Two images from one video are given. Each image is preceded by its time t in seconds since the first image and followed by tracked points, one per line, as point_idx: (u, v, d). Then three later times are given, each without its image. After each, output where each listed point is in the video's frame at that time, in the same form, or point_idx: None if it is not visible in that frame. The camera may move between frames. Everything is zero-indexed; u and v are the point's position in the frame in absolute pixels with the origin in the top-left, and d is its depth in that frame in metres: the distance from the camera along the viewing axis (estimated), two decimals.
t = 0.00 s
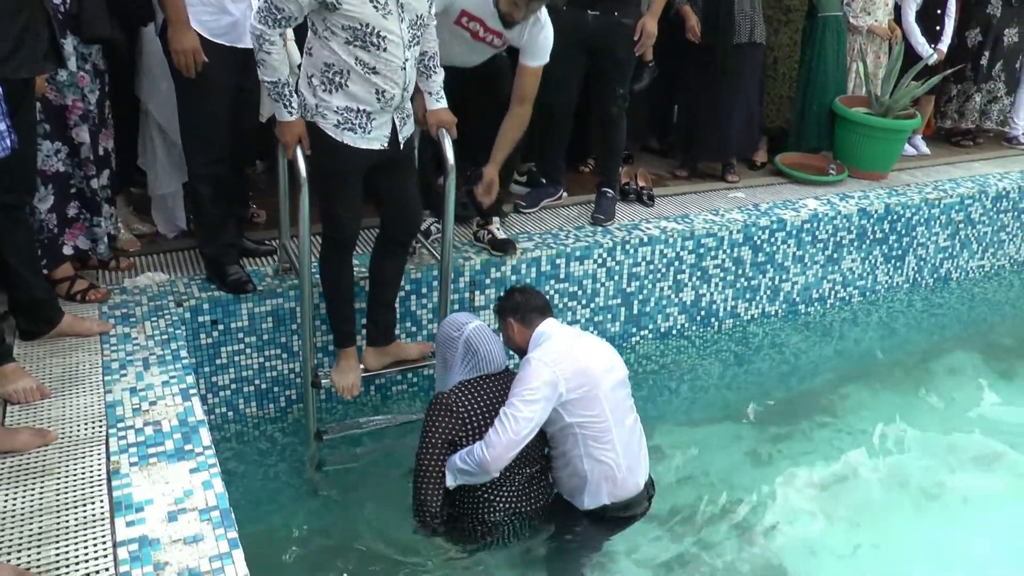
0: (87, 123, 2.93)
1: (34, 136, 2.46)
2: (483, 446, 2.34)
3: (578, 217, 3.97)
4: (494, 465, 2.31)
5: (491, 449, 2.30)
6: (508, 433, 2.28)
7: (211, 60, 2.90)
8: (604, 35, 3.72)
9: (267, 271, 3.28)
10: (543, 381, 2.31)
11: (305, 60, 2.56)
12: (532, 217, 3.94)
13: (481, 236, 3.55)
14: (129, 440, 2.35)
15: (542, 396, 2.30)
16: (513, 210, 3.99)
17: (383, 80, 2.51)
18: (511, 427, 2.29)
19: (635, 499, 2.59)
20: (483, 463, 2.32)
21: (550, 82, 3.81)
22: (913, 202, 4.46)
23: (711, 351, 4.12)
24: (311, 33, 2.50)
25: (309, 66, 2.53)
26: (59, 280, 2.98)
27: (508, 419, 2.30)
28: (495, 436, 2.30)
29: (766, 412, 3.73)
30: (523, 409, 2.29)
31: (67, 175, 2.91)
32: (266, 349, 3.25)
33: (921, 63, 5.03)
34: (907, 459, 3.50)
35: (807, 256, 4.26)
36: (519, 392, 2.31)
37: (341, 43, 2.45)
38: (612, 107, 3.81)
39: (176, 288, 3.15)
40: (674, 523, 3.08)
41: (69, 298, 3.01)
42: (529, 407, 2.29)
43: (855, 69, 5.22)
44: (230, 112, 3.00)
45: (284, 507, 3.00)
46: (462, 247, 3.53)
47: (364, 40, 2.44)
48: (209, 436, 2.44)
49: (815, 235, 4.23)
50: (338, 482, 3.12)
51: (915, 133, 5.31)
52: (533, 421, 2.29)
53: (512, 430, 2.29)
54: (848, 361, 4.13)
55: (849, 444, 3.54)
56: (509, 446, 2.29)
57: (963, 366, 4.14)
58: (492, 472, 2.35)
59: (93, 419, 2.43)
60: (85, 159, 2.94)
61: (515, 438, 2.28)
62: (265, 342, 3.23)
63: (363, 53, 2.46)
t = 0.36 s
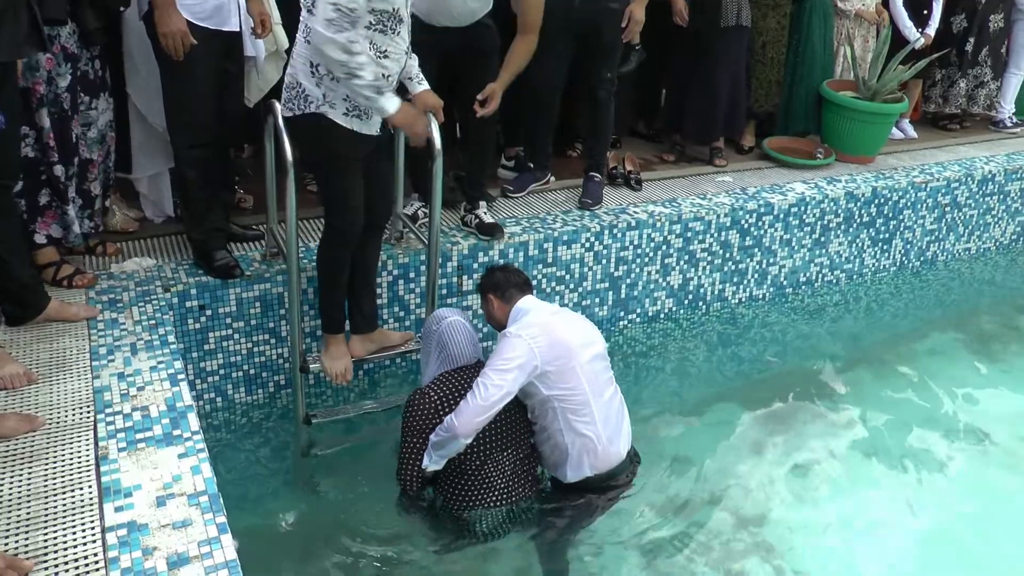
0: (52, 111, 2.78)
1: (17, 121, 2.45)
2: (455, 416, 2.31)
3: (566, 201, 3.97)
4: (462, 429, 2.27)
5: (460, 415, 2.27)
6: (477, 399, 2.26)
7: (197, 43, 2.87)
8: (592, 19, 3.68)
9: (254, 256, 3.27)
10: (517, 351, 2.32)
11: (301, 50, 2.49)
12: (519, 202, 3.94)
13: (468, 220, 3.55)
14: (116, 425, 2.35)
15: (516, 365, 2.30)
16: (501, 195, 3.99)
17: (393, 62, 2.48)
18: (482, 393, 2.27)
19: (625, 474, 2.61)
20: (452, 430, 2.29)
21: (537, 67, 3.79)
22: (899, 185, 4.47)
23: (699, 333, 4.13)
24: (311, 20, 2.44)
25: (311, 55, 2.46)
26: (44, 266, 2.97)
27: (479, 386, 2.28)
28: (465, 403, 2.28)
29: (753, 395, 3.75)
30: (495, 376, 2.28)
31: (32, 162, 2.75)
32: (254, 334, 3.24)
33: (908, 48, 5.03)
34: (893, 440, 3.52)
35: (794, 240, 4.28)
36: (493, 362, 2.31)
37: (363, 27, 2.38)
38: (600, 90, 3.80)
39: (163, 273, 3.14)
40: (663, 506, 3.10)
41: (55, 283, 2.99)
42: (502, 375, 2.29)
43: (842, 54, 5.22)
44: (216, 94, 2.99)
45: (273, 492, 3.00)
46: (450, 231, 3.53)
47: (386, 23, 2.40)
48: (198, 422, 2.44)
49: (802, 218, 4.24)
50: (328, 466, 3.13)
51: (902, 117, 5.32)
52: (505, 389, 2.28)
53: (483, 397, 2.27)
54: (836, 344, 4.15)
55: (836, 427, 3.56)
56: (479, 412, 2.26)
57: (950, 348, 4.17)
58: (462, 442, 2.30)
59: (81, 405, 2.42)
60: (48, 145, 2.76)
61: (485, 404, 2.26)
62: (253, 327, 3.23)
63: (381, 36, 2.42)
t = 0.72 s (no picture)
0: (33, 107, 2.76)
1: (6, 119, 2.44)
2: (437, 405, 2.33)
3: (558, 196, 3.98)
4: (443, 419, 2.28)
5: (440, 405, 2.28)
6: (458, 388, 2.27)
7: (187, 40, 2.87)
8: (582, 13, 3.69)
9: (247, 253, 3.27)
10: (502, 342, 2.33)
11: (333, 54, 2.46)
12: (511, 198, 3.95)
13: (460, 216, 3.55)
14: (110, 422, 2.35)
15: (500, 356, 2.31)
16: (493, 190, 3.99)
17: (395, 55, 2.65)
18: (463, 382, 2.28)
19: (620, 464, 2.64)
20: (432, 419, 2.30)
21: (529, 62, 3.79)
22: (891, 179, 4.48)
23: (692, 328, 4.14)
24: (346, 23, 2.45)
25: (349, 57, 2.48)
26: (34, 265, 2.97)
27: (462, 376, 2.29)
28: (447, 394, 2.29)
29: (746, 389, 3.76)
30: (479, 367, 2.29)
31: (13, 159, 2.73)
32: (247, 331, 3.24)
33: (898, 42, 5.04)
34: (885, 433, 3.54)
35: (786, 234, 4.29)
36: (478, 352, 2.32)
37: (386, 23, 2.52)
38: (590, 85, 3.80)
39: (155, 270, 3.14)
40: (656, 500, 3.11)
41: (47, 282, 2.99)
42: (486, 366, 2.30)
43: (832, 48, 5.22)
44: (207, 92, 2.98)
45: (267, 489, 3.01)
46: (442, 227, 3.53)
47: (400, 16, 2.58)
48: (191, 419, 2.44)
49: (793, 212, 4.25)
50: (322, 463, 3.13)
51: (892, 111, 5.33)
52: (488, 379, 2.29)
53: (464, 386, 2.29)
54: (829, 337, 4.16)
55: (829, 420, 3.58)
56: (460, 401, 2.27)
57: (942, 341, 4.18)
58: (441, 432, 2.32)
59: (74, 403, 2.42)
60: (26, 142, 2.75)
61: (465, 393, 2.27)
62: (246, 324, 3.22)
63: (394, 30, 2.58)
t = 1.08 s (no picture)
0: (13, 106, 2.74)
1: None
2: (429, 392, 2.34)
3: (550, 193, 3.98)
4: (435, 405, 2.29)
5: (433, 391, 2.29)
6: (453, 376, 2.27)
7: (180, 37, 2.88)
8: (579, 11, 3.66)
9: (240, 251, 3.27)
10: (502, 335, 2.32)
11: (368, 44, 2.42)
12: (504, 194, 3.95)
13: (453, 213, 3.55)
14: (104, 421, 2.35)
15: (499, 348, 2.31)
16: (486, 186, 4.00)
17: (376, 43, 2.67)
18: (459, 371, 2.28)
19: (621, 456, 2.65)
20: (424, 406, 2.31)
21: (523, 60, 3.76)
22: (883, 173, 4.49)
23: (685, 324, 4.15)
24: (374, 13, 2.42)
25: (378, 46, 2.46)
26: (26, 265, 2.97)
27: (459, 364, 2.29)
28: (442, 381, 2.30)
29: (740, 384, 3.77)
30: (476, 357, 2.29)
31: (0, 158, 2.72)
32: (241, 329, 3.24)
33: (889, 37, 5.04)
34: (878, 426, 3.55)
35: (778, 228, 4.30)
36: (477, 343, 2.32)
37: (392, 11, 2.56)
38: (583, 82, 3.80)
39: (149, 269, 3.14)
40: (651, 495, 3.12)
41: (39, 282, 2.99)
42: (483, 357, 2.29)
43: (824, 43, 5.23)
44: (198, 90, 2.99)
45: (261, 486, 3.01)
46: (435, 224, 3.54)
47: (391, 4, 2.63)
48: (186, 416, 2.44)
49: (786, 207, 4.26)
50: (316, 461, 3.13)
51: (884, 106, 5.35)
52: (484, 370, 2.29)
53: (460, 375, 2.29)
54: (823, 332, 4.17)
55: (822, 415, 3.59)
56: (453, 389, 2.27)
57: (934, 334, 4.20)
58: (433, 419, 2.32)
59: (68, 401, 2.42)
60: (9, 142, 2.75)
61: (460, 381, 2.27)
62: (240, 322, 3.22)
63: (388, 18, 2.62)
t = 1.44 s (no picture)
0: (17, 109, 2.76)
1: None
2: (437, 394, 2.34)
3: (545, 193, 3.99)
4: (442, 409, 2.30)
5: (441, 394, 2.30)
6: (461, 380, 2.28)
7: (167, 40, 2.87)
8: (579, 13, 3.67)
9: (235, 254, 3.27)
10: (512, 340, 2.32)
11: (390, 47, 2.47)
12: (499, 195, 3.95)
13: (447, 214, 3.55)
14: (101, 425, 2.35)
15: (508, 353, 2.31)
16: (481, 188, 4.00)
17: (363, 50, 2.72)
18: (467, 375, 2.29)
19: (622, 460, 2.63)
20: (431, 408, 2.32)
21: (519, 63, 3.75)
22: (876, 171, 4.50)
23: (680, 323, 4.16)
24: (390, 16, 2.47)
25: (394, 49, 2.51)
26: (21, 269, 2.97)
27: (467, 368, 2.30)
28: (450, 384, 2.30)
29: (735, 383, 3.78)
30: (484, 361, 2.30)
31: None
32: (237, 332, 3.24)
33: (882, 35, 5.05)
34: (873, 424, 3.56)
35: (773, 227, 4.31)
36: (487, 346, 2.32)
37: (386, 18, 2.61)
38: (579, 82, 3.80)
39: (144, 272, 3.14)
40: (647, 495, 3.12)
41: (34, 286, 2.99)
42: (492, 362, 2.30)
43: (816, 42, 5.24)
44: (189, 92, 2.99)
45: (258, 488, 3.01)
46: (430, 225, 3.54)
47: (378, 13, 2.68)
48: (182, 419, 2.44)
49: (780, 205, 4.26)
50: (313, 463, 3.13)
51: (877, 104, 5.36)
52: (492, 375, 2.29)
53: (468, 379, 2.29)
54: (818, 331, 4.18)
55: (818, 413, 3.60)
56: (461, 393, 2.28)
57: (929, 332, 4.21)
58: (439, 422, 2.33)
59: (64, 405, 2.42)
60: (11, 146, 2.75)
61: (467, 386, 2.28)
62: (236, 325, 3.23)
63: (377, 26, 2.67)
